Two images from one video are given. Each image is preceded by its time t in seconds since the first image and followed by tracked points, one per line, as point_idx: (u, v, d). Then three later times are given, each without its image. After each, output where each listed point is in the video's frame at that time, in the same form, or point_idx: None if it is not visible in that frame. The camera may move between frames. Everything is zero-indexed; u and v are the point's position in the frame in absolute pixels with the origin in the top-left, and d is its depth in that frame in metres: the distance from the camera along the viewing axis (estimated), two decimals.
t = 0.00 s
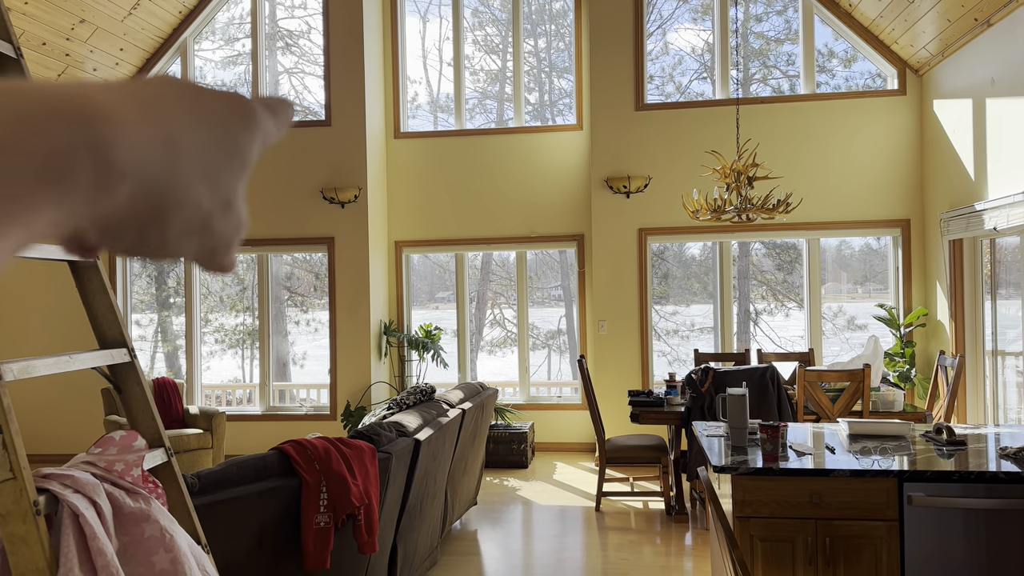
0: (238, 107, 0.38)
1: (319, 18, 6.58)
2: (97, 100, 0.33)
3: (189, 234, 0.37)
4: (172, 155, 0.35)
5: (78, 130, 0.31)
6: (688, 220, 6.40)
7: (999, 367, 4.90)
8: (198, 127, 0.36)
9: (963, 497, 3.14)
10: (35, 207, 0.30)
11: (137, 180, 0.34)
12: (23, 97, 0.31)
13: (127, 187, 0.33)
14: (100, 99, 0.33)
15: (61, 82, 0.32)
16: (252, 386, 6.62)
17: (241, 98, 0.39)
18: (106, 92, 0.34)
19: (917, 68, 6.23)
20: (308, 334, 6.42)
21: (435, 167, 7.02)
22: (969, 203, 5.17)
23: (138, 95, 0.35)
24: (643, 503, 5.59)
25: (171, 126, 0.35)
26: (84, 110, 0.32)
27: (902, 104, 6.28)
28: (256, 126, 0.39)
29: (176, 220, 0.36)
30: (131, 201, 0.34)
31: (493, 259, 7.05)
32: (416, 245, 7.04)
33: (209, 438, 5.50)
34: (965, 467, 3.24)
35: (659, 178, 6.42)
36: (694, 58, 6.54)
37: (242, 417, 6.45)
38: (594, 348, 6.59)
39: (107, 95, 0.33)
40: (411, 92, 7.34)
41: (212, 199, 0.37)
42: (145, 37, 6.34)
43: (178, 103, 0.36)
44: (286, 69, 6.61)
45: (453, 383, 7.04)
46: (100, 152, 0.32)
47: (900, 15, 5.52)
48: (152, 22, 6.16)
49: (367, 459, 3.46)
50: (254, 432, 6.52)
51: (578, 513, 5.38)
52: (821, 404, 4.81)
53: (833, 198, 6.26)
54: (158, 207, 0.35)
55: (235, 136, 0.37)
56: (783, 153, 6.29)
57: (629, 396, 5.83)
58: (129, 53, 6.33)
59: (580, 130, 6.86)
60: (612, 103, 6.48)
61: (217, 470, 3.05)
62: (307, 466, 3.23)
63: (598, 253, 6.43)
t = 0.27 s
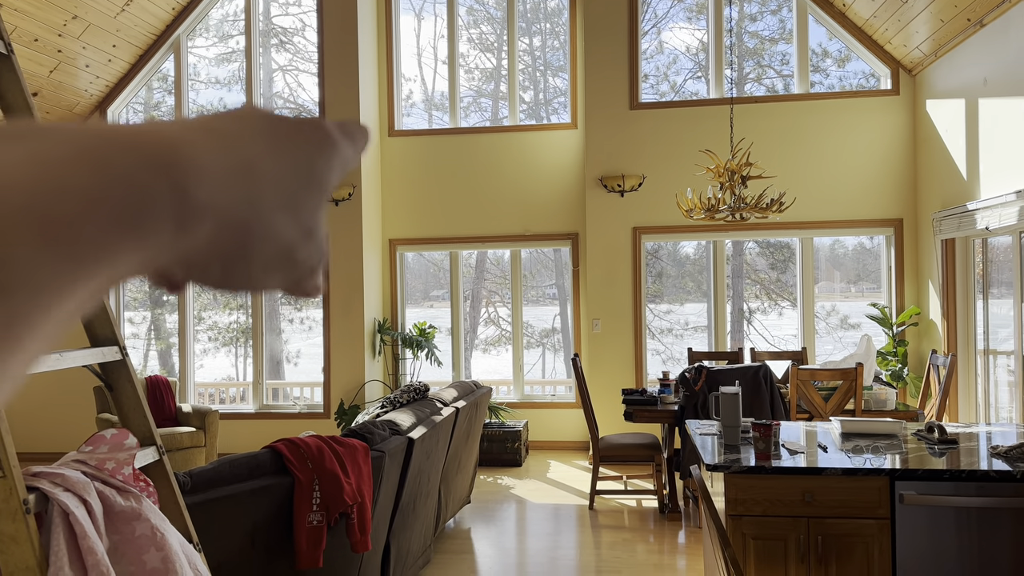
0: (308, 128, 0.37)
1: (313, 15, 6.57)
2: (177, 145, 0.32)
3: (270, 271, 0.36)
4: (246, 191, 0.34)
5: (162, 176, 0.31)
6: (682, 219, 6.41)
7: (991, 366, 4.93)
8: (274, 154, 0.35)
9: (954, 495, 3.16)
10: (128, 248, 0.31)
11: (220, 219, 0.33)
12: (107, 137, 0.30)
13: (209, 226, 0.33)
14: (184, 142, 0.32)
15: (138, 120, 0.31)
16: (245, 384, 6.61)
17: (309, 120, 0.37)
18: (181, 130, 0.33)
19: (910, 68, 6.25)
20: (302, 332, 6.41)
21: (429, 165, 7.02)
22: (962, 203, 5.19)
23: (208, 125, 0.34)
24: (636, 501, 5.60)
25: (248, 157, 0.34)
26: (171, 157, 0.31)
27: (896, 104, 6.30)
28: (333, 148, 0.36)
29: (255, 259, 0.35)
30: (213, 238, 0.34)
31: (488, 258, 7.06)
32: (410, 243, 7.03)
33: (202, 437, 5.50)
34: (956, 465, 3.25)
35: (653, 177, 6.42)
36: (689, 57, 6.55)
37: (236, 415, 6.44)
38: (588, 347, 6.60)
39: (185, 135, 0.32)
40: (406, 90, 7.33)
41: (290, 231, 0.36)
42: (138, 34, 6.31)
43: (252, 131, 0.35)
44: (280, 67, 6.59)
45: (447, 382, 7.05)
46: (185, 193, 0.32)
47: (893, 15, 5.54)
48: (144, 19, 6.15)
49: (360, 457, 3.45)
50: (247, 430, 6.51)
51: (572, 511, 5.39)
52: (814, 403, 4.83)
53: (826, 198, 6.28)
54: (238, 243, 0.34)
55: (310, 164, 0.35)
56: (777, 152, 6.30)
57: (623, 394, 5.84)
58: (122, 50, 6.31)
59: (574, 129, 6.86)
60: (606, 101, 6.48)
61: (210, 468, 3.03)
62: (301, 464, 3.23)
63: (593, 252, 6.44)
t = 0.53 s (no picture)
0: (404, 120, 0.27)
1: (304, 12, 6.54)
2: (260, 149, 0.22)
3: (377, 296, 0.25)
4: (345, 202, 0.24)
5: (251, 196, 0.22)
6: (674, 218, 6.42)
7: (980, 365, 4.96)
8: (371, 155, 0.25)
9: (943, 494, 3.17)
10: (196, 298, 0.21)
11: (321, 246, 0.23)
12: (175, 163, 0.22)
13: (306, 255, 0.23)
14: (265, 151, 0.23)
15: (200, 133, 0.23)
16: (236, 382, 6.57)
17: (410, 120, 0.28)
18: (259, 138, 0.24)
19: (901, 68, 6.28)
20: (292, 331, 6.37)
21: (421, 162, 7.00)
22: (950, 203, 5.23)
23: (287, 135, 0.24)
24: (627, 500, 5.60)
25: (341, 165, 0.24)
26: (256, 169, 0.22)
27: (887, 104, 6.33)
28: (428, 156, 0.27)
29: (354, 288, 0.24)
30: (312, 274, 0.24)
31: (480, 256, 7.05)
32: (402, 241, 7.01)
33: (190, 435, 5.47)
34: (944, 464, 3.27)
35: (644, 175, 6.43)
36: (681, 56, 6.56)
37: (226, 413, 6.41)
38: (579, 346, 6.60)
39: (262, 142, 0.23)
40: (397, 88, 7.31)
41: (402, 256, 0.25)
42: (127, 29, 6.26)
43: (345, 137, 0.25)
44: (271, 63, 6.56)
45: (438, 380, 7.04)
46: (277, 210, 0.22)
47: (883, 15, 5.56)
48: (134, 14, 6.10)
49: (350, 456, 3.44)
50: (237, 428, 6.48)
51: (563, 510, 5.38)
52: (805, 402, 4.84)
53: (818, 197, 6.30)
54: (339, 274, 0.24)
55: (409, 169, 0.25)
56: (768, 151, 6.32)
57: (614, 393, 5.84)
58: (111, 46, 6.27)
59: (566, 127, 6.86)
60: (598, 100, 6.48)
61: (198, 467, 3.00)
62: (290, 463, 3.21)
63: (585, 250, 6.44)
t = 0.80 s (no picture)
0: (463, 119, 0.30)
1: (295, 8, 6.50)
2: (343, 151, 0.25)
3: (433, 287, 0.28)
4: (416, 204, 0.26)
5: (333, 200, 0.24)
6: (666, 217, 6.43)
7: (969, 364, 4.98)
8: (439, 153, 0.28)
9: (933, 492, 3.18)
10: (291, 295, 0.23)
11: (390, 246, 0.26)
12: (266, 158, 0.23)
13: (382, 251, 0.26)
14: (343, 155, 0.25)
15: (287, 136, 0.25)
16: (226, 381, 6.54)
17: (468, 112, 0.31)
18: (335, 133, 0.26)
19: (892, 68, 6.29)
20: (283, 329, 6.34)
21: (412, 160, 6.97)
22: (941, 202, 5.24)
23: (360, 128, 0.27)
24: (619, 498, 5.61)
25: (409, 162, 0.27)
26: (337, 171, 0.24)
27: (878, 103, 6.35)
28: (493, 151, 0.29)
29: (424, 282, 0.28)
30: (379, 270, 0.26)
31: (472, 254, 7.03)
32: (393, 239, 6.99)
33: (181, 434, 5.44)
34: (935, 462, 3.27)
35: (637, 174, 6.43)
36: (673, 55, 6.56)
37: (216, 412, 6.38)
38: (571, 344, 6.60)
39: (331, 136, 0.25)
40: (389, 85, 7.28)
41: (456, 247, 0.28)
42: (117, 25, 6.22)
43: (416, 134, 0.28)
44: (262, 60, 6.52)
45: (430, 379, 7.03)
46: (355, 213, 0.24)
47: (875, 15, 5.57)
48: (123, 10, 6.06)
49: (341, 455, 3.42)
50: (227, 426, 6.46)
51: (555, 508, 5.38)
52: (795, 400, 4.86)
53: (809, 196, 6.31)
54: (409, 266, 0.27)
55: (475, 165, 0.28)
56: (759, 150, 6.33)
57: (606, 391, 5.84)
58: (101, 42, 6.23)
59: (558, 125, 6.85)
60: (590, 99, 6.48)
61: (187, 467, 2.95)
62: (281, 462, 3.18)
63: (576, 249, 6.44)
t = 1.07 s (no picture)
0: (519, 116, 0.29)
1: (285, 4, 6.46)
2: (414, 161, 0.23)
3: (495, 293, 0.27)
4: (487, 208, 0.25)
5: (402, 208, 0.22)
6: (657, 215, 6.42)
7: (958, 362, 5.00)
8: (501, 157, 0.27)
9: (922, 490, 3.18)
10: (366, 305, 0.21)
11: (458, 259, 0.24)
12: (334, 162, 0.22)
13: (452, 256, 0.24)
14: (410, 161, 0.24)
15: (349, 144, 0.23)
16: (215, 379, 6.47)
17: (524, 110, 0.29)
18: (399, 141, 0.25)
19: (883, 67, 6.31)
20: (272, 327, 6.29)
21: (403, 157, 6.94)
22: (931, 201, 5.26)
23: (423, 133, 0.26)
24: (610, 497, 5.60)
25: (476, 165, 0.26)
26: (407, 181, 0.23)
27: (869, 102, 6.36)
28: (560, 151, 0.29)
29: (491, 293, 0.26)
30: (447, 282, 0.25)
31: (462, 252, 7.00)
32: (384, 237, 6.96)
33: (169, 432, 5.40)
34: (925, 460, 3.27)
35: (628, 172, 6.42)
36: (666, 53, 6.55)
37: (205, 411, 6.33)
38: (563, 343, 6.58)
39: (398, 144, 0.24)
40: (380, 82, 7.24)
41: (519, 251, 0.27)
42: (105, 21, 6.16)
43: (481, 138, 0.27)
44: (252, 56, 6.46)
45: (421, 377, 7.00)
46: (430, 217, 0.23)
47: (866, 14, 5.58)
48: (112, 5, 6.00)
49: (331, 454, 3.36)
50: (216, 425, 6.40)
51: (546, 507, 5.37)
52: (786, 398, 4.86)
53: (800, 195, 6.32)
54: (478, 278, 0.25)
55: (543, 165, 0.27)
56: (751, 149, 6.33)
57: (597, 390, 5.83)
58: (89, 37, 6.17)
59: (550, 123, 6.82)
60: (582, 97, 6.46)
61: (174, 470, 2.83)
62: (270, 462, 3.08)
63: (567, 247, 6.42)
